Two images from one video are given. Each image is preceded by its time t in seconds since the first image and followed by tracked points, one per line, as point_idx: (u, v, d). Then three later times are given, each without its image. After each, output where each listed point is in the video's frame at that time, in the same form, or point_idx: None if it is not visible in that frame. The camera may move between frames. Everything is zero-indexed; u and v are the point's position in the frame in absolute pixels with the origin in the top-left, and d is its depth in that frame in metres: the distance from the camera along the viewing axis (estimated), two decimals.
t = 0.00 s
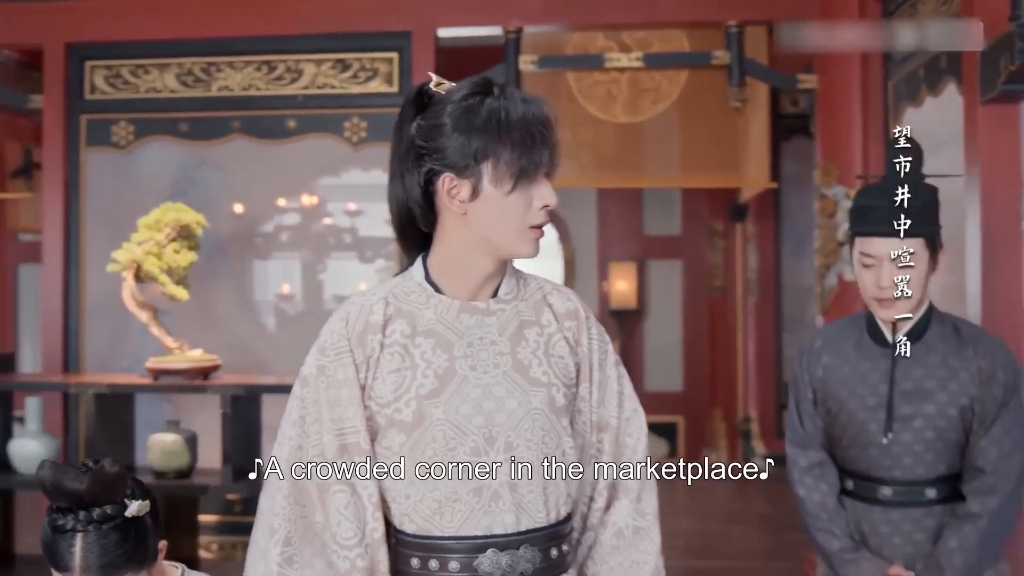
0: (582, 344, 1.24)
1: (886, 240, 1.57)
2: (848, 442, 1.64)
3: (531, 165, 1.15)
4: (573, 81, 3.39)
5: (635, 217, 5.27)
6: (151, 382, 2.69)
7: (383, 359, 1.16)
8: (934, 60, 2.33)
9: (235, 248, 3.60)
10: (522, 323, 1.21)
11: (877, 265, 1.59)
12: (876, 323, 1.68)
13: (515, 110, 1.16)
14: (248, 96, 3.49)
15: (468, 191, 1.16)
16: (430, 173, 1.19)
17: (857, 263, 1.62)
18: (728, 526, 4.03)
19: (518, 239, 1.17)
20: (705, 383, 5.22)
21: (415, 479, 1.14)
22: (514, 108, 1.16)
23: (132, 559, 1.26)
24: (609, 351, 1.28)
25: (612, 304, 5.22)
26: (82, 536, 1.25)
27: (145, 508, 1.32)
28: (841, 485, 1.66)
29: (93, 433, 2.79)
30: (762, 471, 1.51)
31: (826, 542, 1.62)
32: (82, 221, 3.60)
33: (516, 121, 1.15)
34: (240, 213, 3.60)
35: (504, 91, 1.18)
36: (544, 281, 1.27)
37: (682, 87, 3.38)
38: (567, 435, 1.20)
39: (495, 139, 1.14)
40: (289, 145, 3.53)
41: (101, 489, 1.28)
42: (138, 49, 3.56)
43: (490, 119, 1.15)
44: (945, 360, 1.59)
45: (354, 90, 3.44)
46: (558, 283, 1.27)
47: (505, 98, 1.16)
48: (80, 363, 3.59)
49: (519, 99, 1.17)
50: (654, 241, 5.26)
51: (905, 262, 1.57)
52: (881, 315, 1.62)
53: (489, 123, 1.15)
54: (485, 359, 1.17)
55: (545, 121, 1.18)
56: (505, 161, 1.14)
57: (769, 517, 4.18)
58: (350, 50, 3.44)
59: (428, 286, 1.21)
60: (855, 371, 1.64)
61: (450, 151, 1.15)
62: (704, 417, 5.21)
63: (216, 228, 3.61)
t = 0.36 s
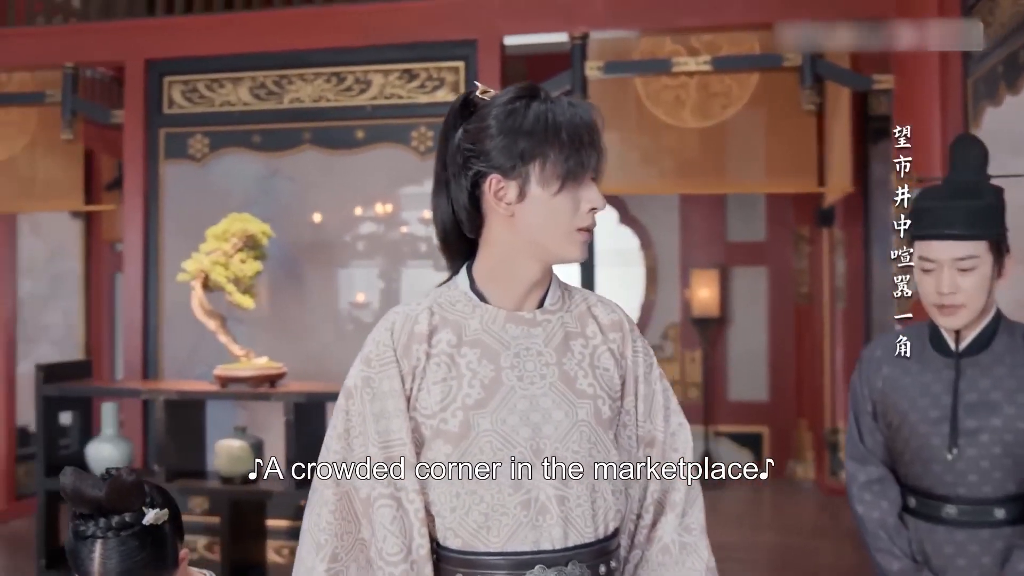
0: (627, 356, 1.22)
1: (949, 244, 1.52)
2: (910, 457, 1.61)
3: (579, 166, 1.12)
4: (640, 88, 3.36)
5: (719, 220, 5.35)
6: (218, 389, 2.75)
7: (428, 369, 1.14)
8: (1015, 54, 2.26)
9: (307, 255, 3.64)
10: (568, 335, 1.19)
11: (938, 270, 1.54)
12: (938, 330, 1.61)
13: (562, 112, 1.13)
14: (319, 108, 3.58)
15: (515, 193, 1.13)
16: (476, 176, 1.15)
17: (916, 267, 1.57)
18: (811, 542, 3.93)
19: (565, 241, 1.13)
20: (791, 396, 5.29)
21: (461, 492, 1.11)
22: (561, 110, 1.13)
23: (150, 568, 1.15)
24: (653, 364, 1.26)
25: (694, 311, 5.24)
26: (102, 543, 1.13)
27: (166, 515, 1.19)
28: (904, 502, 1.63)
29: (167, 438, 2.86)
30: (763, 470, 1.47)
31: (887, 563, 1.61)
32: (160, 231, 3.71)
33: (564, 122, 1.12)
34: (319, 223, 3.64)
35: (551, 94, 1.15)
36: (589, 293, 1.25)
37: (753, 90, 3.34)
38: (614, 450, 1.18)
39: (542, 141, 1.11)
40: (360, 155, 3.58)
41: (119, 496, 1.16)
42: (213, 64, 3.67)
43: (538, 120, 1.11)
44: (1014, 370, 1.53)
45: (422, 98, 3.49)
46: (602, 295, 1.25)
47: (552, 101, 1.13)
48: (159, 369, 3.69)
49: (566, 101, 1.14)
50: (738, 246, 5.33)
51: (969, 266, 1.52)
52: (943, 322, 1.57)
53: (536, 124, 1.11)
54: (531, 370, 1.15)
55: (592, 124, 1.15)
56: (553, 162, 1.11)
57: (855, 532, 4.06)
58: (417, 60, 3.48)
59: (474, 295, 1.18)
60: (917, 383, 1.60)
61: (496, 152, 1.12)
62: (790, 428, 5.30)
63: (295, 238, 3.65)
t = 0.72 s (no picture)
0: (634, 367, 1.22)
1: (991, 243, 1.47)
2: (950, 468, 1.55)
3: (594, 175, 1.07)
4: (687, 89, 3.37)
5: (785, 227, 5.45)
6: (263, 393, 2.82)
7: (436, 376, 1.12)
8: None
9: (354, 261, 3.68)
10: (577, 344, 1.17)
11: (978, 270, 1.48)
12: (983, 338, 1.57)
13: (579, 119, 1.07)
14: (368, 115, 3.60)
15: (529, 200, 1.08)
16: (488, 181, 1.10)
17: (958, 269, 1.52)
18: (872, 555, 3.83)
19: (579, 251, 1.09)
20: (859, 404, 5.27)
21: (465, 502, 1.09)
22: (578, 117, 1.08)
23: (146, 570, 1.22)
24: (659, 376, 1.25)
25: (757, 316, 5.35)
26: (98, 547, 1.20)
27: (161, 518, 1.27)
28: (943, 515, 1.58)
29: (212, 438, 2.92)
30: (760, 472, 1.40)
31: None
32: (214, 239, 3.77)
33: (581, 129, 1.07)
34: (378, 229, 3.66)
35: (568, 99, 1.09)
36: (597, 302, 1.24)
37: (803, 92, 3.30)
38: (620, 462, 1.17)
39: (558, 148, 1.06)
40: (407, 162, 3.60)
41: (115, 501, 1.23)
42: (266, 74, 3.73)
43: (554, 126, 1.06)
44: None
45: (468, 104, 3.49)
46: (612, 304, 1.23)
47: (569, 107, 1.08)
48: (213, 373, 3.75)
49: (584, 108, 1.08)
50: (803, 251, 5.41)
51: (1012, 266, 1.45)
52: (985, 327, 1.49)
53: (552, 131, 1.06)
54: (540, 379, 1.13)
55: (610, 131, 1.10)
56: (568, 171, 1.06)
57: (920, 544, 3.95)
58: (464, 66, 3.49)
59: (482, 301, 1.16)
60: (958, 390, 1.54)
61: (510, 158, 1.07)
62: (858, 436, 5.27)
63: (346, 237, 3.69)
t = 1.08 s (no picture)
0: (629, 368, 1.20)
1: None
2: (984, 475, 1.49)
3: (574, 174, 1.07)
4: (736, 90, 3.37)
5: (853, 228, 5.34)
6: (310, 395, 2.85)
7: (421, 376, 1.12)
8: None
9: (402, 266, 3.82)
10: (567, 344, 1.16)
11: (1013, 268, 1.45)
12: (1021, 341, 1.51)
13: (559, 118, 1.08)
14: (418, 120, 3.64)
15: (509, 201, 1.08)
16: (471, 183, 1.11)
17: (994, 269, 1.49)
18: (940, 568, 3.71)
19: (560, 252, 1.08)
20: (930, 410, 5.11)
21: (448, 502, 1.09)
22: (558, 117, 1.08)
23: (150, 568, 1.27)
24: (658, 376, 1.23)
25: (823, 319, 5.22)
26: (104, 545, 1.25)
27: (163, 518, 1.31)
28: (980, 524, 1.51)
29: (262, 440, 2.98)
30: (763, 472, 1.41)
31: None
32: (270, 245, 3.85)
33: (559, 128, 1.07)
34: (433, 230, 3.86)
35: (550, 100, 1.10)
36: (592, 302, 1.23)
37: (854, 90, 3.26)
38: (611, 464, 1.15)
39: (536, 148, 1.06)
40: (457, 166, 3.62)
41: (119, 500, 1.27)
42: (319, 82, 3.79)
43: (532, 126, 1.07)
44: None
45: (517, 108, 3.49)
46: (607, 303, 1.22)
47: (549, 107, 1.09)
48: (269, 375, 3.82)
49: (565, 107, 1.09)
50: (869, 253, 5.30)
51: None
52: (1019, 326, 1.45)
53: (530, 130, 1.07)
54: (526, 379, 1.12)
55: (592, 131, 1.10)
56: (546, 170, 1.06)
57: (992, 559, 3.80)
58: (513, 71, 3.49)
59: (470, 301, 1.16)
60: (994, 395, 1.49)
61: (491, 159, 1.08)
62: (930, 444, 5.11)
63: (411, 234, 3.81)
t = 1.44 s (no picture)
0: (631, 376, 1.17)
1: None
2: None
3: (559, 183, 1.06)
4: (793, 90, 3.27)
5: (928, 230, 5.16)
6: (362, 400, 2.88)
7: (414, 385, 1.13)
8: None
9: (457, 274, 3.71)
10: (564, 352, 1.15)
11: None
12: None
13: (544, 126, 1.08)
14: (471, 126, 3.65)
15: (496, 211, 1.09)
16: (460, 194, 1.12)
17: None
18: None
19: (549, 262, 1.08)
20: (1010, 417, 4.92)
21: (440, 511, 1.09)
22: (545, 124, 1.08)
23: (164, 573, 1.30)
24: (663, 385, 1.20)
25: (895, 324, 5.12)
26: (120, 550, 1.29)
27: (178, 523, 1.33)
28: None
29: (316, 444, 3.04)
30: (762, 470, 1.43)
31: None
32: (328, 249, 3.92)
33: (544, 137, 1.07)
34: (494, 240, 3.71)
35: (539, 107, 1.10)
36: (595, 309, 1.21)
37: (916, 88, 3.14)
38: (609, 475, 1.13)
39: (521, 157, 1.07)
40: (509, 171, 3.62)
41: (132, 507, 1.29)
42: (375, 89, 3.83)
43: (517, 135, 1.07)
44: None
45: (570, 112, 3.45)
46: (609, 311, 1.20)
47: (537, 114, 1.09)
48: (329, 378, 3.87)
49: (553, 114, 1.09)
50: (947, 255, 5.09)
51: None
52: None
53: (515, 139, 1.07)
54: (519, 389, 1.12)
55: (581, 138, 1.09)
56: (529, 180, 1.06)
57: None
58: (564, 74, 3.46)
59: (466, 310, 1.16)
60: None
61: (479, 169, 1.09)
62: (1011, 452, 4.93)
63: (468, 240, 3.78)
